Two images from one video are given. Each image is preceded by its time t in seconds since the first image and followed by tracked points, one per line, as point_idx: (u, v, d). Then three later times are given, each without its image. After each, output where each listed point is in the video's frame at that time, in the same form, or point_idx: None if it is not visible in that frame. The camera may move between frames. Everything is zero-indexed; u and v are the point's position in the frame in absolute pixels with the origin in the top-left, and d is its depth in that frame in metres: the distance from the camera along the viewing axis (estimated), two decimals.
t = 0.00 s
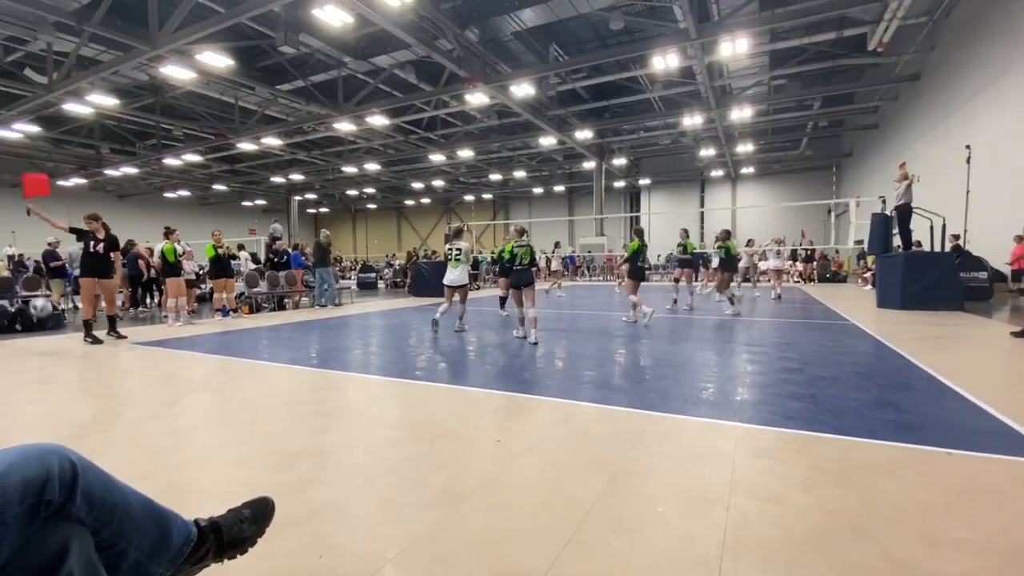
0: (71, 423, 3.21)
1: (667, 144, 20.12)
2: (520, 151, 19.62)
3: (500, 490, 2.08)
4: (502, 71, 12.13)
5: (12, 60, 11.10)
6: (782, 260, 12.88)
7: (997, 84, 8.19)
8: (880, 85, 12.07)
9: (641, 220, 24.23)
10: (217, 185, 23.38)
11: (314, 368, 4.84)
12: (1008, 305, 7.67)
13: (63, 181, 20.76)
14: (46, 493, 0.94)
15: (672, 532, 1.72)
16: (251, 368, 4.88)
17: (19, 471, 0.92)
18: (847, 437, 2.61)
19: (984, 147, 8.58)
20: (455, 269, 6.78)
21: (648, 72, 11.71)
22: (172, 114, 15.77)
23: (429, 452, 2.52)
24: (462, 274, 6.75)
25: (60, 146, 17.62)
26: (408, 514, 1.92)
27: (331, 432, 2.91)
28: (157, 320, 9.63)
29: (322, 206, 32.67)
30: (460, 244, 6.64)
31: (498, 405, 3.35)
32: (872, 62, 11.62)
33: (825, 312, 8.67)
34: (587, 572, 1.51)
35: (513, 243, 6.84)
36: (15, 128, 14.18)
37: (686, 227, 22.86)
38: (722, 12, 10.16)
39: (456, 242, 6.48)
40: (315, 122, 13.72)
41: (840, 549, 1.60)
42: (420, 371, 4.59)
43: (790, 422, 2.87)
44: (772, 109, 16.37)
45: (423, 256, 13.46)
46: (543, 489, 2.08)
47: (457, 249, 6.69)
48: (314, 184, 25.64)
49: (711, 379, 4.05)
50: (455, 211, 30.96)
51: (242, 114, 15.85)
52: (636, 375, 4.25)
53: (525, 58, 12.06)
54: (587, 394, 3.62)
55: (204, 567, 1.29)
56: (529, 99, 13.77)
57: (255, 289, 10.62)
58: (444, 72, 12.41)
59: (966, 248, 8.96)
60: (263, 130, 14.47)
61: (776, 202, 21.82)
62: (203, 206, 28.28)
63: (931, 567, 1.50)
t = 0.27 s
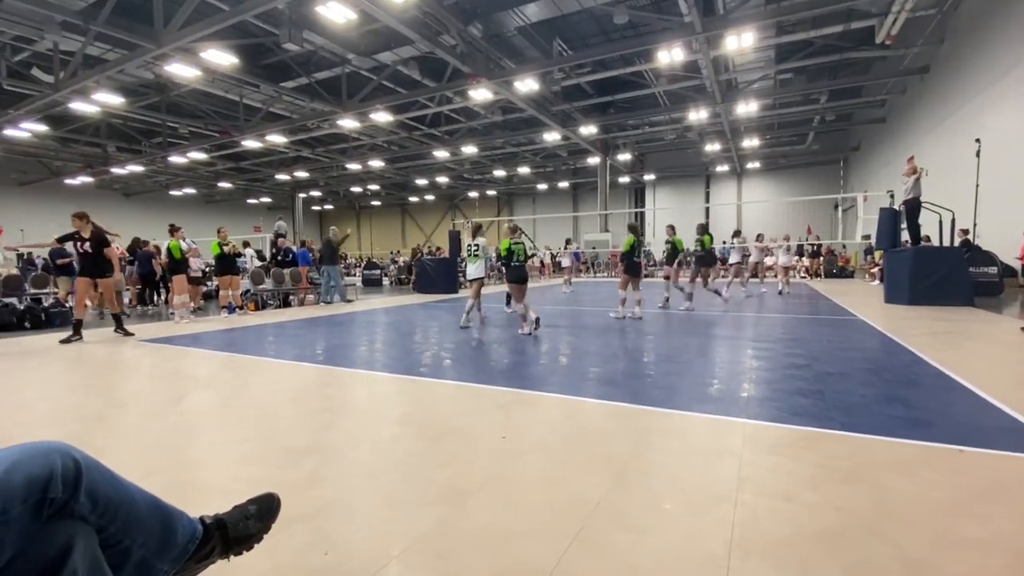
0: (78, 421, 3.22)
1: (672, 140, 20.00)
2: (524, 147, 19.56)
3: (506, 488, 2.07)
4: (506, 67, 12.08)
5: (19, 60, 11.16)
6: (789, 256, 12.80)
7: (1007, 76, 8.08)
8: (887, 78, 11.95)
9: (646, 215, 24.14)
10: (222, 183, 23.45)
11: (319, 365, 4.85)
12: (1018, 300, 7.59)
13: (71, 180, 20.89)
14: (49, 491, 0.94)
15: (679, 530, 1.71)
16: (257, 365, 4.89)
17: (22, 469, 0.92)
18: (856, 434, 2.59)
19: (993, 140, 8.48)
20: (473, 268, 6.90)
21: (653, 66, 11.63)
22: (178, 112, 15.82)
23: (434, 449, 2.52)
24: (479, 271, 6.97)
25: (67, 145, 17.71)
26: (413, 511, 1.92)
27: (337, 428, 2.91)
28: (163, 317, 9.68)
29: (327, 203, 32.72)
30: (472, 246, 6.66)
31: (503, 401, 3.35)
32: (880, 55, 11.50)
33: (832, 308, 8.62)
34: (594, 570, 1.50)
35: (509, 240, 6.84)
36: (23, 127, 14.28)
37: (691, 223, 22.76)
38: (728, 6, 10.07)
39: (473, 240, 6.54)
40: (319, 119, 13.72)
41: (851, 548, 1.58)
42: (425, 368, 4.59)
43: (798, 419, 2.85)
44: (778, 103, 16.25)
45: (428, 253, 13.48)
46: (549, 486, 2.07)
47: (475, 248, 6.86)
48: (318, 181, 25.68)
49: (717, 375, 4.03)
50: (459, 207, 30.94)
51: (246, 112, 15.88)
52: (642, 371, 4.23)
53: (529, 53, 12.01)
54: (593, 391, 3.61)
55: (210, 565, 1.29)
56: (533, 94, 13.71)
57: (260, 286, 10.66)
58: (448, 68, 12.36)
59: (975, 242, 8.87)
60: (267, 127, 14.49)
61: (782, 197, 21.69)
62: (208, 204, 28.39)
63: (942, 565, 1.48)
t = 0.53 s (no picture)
0: (89, 421, 3.25)
1: (679, 139, 19.91)
2: (530, 147, 19.54)
3: (514, 488, 2.06)
4: (512, 67, 12.08)
5: (32, 64, 11.30)
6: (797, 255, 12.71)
7: (1020, 71, 7.98)
8: (897, 75, 11.83)
9: (653, 215, 24.06)
10: (231, 185, 23.62)
11: (326, 365, 4.87)
12: None
13: (82, 183, 21.13)
14: (60, 491, 0.94)
15: (688, 532, 1.69)
16: (265, 366, 4.92)
17: (32, 469, 0.93)
18: (867, 434, 2.56)
19: (1006, 137, 8.38)
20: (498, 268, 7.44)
21: (659, 65, 11.58)
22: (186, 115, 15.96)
23: (442, 449, 2.52)
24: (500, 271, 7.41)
25: (78, 149, 17.91)
26: (420, 511, 1.92)
27: (344, 429, 2.92)
28: (172, 318, 9.75)
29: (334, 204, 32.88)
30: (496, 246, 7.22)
31: (510, 402, 3.34)
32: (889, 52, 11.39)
33: (841, 307, 8.55)
34: (602, 571, 1.50)
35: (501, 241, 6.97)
36: (35, 131, 14.46)
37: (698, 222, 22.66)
38: (734, 4, 10.00)
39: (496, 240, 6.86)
40: (326, 121, 13.78)
41: (863, 550, 1.56)
42: (432, 368, 4.60)
43: (807, 419, 2.83)
44: (786, 101, 16.15)
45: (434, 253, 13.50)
46: (557, 486, 2.06)
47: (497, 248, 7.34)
48: (325, 182, 25.80)
49: (725, 375, 4.00)
50: (465, 208, 30.98)
51: (254, 114, 15.98)
52: (649, 371, 4.21)
53: (535, 53, 12.00)
54: (599, 391, 3.60)
55: (218, 564, 1.29)
56: (538, 94, 13.70)
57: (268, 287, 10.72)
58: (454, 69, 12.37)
59: (987, 240, 8.76)
60: (275, 129, 14.58)
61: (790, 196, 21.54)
62: (217, 206, 28.59)
63: (957, 568, 1.46)
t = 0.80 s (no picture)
0: (106, 421, 3.30)
1: (689, 138, 19.80)
2: (538, 148, 19.54)
3: (525, 489, 2.06)
4: (520, 69, 12.08)
5: (49, 71, 11.50)
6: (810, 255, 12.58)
7: None
8: (911, 72, 11.66)
9: (663, 215, 23.96)
10: (243, 188, 23.87)
11: (336, 366, 4.90)
12: None
13: (98, 187, 21.47)
14: (77, 489, 0.95)
15: (701, 535, 1.67)
16: (275, 367, 4.96)
17: (51, 467, 0.94)
18: (884, 437, 2.52)
19: None
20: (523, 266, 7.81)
21: (669, 65, 11.52)
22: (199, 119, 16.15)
23: (452, 450, 2.52)
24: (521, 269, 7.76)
25: (94, 154, 18.20)
26: (430, 512, 1.92)
27: (353, 429, 2.93)
28: (186, 320, 9.86)
29: (344, 206, 33.11)
30: (522, 247, 7.66)
31: (520, 403, 3.34)
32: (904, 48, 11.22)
33: (855, 307, 8.45)
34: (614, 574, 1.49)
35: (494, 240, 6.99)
36: (52, 137, 14.70)
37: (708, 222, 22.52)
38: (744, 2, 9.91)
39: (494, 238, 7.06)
40: (335, 124, 13.87)
41: (879, 555, 1.54)
42: (441, 369, 4.61)
43: (822, 421, 2.79)
44: (797, 99, 15.98)
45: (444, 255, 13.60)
46: (567, 488, 2.05)
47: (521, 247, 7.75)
48: (335, 185, 26.00)
49: (737, 376, 3.96)
50: (474, 209, 31.05)
51: (265, 118, 16.13)
52: (660, 372, 4.19)
53: (543, 54, 11.98)
54: (609, 392, 3.58)
55: (231, 564, 1.29)
56: (547, 95, 13.69)
57: (280, 289, 10.82)
58: (462, 71, 12.41)
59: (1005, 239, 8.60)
60: (286, 133, 14.71)
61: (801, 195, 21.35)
62: (229, 209, 28.90)
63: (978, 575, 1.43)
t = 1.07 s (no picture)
0: (129, 424, 3.37)
1: (705, 140, 19.63)
2: (552, 152, 19.55)
3: (542, 493, 2.05)
4: (534, 73, 12.12)
5: (76, 84, 11.84)
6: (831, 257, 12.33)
7: None
8: (934, 70, 11.42)
9: (678, 218, 23.78)
10: (261, 195, 24.27)
11: (353, 370, 4.94)
12: None
13: (123, 195, 22.02)
14: (104, 491, 0.97)
15: (720, 541, 1.65)
16: (293, 371, 5.02)
17: (79, 470, 0.96)
18: (911, 443, 2.45)
19: None
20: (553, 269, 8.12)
21: (683, 67, 11.45)
22: (220, 128, 16.47)
23: (468, 453, 2.53)
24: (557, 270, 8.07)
25: (119, 163, 18.68)
26: (447, 515, 1.92)
27: (370, 433, 2.95)
28: (207, 325, 10.05)
29: (360, 212, 33.48)
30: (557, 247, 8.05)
31: (535, 407, 3.34)
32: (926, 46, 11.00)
33: (877, 309, 8.28)
34: None
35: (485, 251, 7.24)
36: (80, 147, 15.13)
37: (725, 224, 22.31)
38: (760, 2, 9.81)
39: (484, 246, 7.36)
40: (352, 130, 14.05)
41: (906, 564, 1.50)
42: (456, 373, 4.62)
43: (845, 426, 2.73)
44: (816, 99, 15.76)
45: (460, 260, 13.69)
46: (584, 492, 2.04)
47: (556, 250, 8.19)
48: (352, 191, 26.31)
49: (756, 380, 3.91)
50: (488, 213, 31.15)
51: (283, 126, 16.40)
52: (676, 377, 4.14)
53: (557, 58, 11.99)
54: (625, 396, 3.56)
55: (252, 565, 1.31)
56: (561, 99, 13.70)
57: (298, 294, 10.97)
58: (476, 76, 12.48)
59: None
60: (303, 140, 14.93)
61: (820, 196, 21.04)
62: (249, 215, 29.42)
63: None
